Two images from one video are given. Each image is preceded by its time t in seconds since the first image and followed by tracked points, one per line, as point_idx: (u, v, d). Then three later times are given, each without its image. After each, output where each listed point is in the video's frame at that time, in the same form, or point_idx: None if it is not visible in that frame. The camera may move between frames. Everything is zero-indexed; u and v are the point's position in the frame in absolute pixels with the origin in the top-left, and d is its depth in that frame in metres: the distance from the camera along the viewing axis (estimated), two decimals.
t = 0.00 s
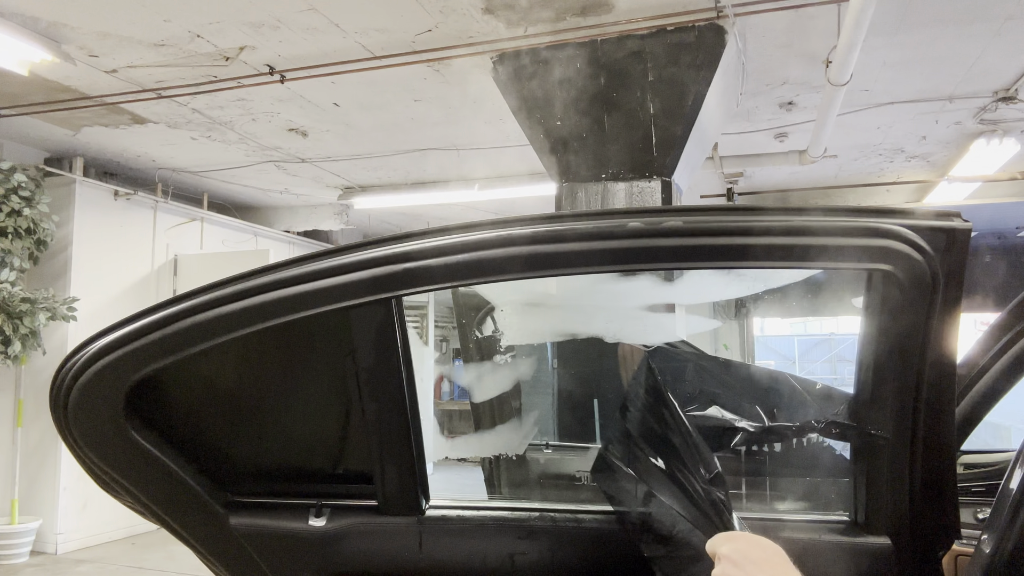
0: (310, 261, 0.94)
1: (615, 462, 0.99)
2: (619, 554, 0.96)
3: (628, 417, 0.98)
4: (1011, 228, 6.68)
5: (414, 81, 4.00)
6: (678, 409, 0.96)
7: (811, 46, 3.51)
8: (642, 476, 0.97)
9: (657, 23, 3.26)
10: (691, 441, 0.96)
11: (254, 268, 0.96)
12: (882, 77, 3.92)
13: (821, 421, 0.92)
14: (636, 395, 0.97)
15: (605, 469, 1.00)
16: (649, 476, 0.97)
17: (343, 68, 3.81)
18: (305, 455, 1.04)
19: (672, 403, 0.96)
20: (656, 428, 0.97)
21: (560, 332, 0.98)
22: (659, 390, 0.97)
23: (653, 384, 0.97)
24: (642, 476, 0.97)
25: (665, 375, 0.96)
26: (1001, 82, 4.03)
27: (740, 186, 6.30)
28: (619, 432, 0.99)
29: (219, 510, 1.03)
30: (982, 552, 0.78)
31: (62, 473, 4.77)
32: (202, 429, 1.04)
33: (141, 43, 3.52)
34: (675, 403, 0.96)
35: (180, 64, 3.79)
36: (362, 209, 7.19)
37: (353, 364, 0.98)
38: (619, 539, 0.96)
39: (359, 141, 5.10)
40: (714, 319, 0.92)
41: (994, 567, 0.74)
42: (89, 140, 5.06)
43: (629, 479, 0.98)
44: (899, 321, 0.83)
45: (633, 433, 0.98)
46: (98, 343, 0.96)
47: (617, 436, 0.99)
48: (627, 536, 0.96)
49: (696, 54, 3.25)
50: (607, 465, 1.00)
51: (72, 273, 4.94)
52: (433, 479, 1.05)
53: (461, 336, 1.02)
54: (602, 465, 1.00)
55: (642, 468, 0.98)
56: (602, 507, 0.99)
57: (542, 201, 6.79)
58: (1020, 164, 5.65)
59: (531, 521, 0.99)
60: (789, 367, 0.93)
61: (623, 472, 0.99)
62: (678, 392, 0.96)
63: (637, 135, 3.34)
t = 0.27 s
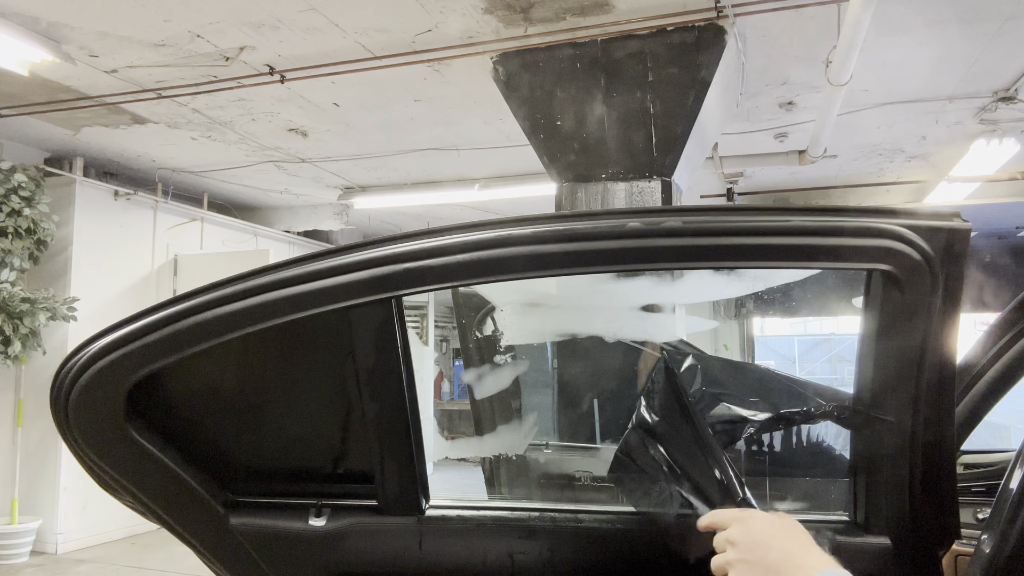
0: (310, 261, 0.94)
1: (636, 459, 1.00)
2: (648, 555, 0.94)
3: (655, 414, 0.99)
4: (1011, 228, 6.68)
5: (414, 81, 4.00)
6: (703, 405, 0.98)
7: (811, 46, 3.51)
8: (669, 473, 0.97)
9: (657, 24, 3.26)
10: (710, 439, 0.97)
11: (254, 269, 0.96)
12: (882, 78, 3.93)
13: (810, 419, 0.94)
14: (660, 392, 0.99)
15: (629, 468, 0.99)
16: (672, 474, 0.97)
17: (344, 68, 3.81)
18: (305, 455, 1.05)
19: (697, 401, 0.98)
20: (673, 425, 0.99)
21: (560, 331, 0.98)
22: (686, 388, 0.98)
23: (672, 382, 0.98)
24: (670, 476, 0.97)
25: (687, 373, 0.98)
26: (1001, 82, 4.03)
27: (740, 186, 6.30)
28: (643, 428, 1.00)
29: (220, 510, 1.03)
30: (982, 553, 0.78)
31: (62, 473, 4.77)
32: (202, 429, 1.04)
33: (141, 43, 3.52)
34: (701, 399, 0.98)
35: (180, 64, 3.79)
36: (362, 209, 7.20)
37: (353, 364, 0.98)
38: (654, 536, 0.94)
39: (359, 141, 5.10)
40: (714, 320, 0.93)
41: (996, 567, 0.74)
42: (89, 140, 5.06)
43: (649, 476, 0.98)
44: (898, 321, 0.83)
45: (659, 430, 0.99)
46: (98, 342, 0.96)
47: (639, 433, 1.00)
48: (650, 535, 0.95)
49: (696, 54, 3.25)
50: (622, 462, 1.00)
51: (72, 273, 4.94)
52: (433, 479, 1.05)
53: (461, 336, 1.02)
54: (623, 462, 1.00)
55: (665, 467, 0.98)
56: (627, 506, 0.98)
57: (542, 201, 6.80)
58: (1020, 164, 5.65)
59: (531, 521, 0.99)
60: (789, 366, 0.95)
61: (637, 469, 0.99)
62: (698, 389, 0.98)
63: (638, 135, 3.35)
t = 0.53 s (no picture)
0: (309, 261, 0.94)
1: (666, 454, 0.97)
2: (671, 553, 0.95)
3: (687, 411, 0.96)
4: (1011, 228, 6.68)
5: (414, 81, 4.00)
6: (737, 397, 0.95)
7: (812, 45, 3.51)
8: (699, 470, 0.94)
9: (657, 23, 3.25)
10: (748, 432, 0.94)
11: (254, 269, 0.96)
12: (882, 77, 3.92)
13: (813, 408, 0.92)
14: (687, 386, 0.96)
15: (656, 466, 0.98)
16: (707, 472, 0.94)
17: (343, 68, 3.81)
18: (305, 455, 1.04)
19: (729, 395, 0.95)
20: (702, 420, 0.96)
21: (560, 332, 0.98)
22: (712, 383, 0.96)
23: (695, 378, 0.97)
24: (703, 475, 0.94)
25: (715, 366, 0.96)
26: (1001, 82, 4.03)
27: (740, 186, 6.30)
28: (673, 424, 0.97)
29: (219, 510, 1.03)
30: (981, 552, 0.78)
31: (62, 473, 4.77)
32: (202, 429, 1.04)
33: (141, 43, 3.52)
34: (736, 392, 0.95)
35: (180, 64, 3.78)
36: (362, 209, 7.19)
37: (353, 364, 0.98)
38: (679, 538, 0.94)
39: (359, 141, 5.10)
40: (713, 320, 0.93)
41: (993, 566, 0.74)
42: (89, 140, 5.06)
43: (679, 474, 0.95)
44: (898, 321, 0.83)
45: (689, 427, 0.96)
46: (98, 343, 0.97)
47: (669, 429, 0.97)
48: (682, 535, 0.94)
49: (696, 54, 3.24)
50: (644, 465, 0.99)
51: (72, 273, 4.94)
52: (433, 479, 1.05)
53: (461, 337, 1.02)
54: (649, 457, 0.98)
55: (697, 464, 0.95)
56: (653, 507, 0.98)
57: (542, 201, 6.80)
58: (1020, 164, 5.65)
59: (532, 521, 0.99)
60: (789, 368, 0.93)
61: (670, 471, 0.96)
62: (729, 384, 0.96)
63: (638, 135, 3.35)
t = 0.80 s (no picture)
0: (309, 261, 0.94)
1: (694, 464, 0.99)
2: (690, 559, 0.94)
3: (716, 421, 0.98)
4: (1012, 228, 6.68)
5: (414, 81, 4.00)
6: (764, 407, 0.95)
7: (812, 46, 3.51)
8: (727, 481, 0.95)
9: (657, 23, 3.25)
10: (778, 443, 0.95)
11: (254, 268, 0.96)
12: (882, 77, 3.92)
13: (810, 406, 0.93)
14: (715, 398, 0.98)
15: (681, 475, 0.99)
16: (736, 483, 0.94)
17: (343, 68, 3.81)
18: (305, 455, 1.04)
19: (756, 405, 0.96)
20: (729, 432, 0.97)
21: (560, 332, 0.98)
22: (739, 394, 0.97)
23: (721, 389, 0.98)
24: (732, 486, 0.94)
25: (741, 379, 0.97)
26: (1001, 82, 4.03)
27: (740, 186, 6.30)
28: (703, 435, 0.98)
29: (219, 510, 1.03)
30: (982, 552, 0.78)
31: (62, 473, 4.77)
32: (203, 429, 1.04)
33: (141, 43, 3.52)
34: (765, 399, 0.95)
35: (180, 64, 3.79)
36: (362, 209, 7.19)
37: (353, 364, 0.98)
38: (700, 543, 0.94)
39: (359, 141, 5.10)
40: (715, 320, 0.95)
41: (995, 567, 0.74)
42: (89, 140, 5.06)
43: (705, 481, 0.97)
44: (898, 320, 0.83)
45: (717, 437, 0.97)
46: (98, 343, 0.97)
47: (699, 439, 0.99)
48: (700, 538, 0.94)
49: (696, 54, 3.25)
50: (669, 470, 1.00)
51: (72, 272, 4.94)
52: (433, 479, 1.05)
53: (461, 336, 1.02)
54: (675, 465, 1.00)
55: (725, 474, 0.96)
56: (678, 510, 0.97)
57: (542, 201, 6.80)
58: (1020, 164, 5.65)
59: (532, 521, 0.99)
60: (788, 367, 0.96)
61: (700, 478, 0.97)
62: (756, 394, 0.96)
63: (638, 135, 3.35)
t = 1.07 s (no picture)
0: (308, 261, 0.94)
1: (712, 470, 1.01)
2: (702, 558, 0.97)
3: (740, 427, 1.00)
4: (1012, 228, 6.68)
5: (414, 81, 4.00)
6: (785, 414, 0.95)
7: (812, 45, 3.51)
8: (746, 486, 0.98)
9: (657, 23, 3.25)
10: (806, 452, 0.94)
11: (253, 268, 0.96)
12: (882, 77, 3.92)
13: (809, 407, 0.94)
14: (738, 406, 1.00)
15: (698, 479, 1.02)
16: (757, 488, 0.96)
17: (343, 68, 3.81)
18: (305, 455, 1.04)
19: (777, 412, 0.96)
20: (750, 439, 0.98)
21: (560, 332, 0.99)
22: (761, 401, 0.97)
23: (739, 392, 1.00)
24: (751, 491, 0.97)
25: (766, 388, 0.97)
26: (1001, 82, 4.03)
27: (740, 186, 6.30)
28: (726, 441, 1.01)
29: (220, 510, 1.03)
30: (982, 552, 0.78)
31: (62, 473, 4.77)
32: (204, 428, 1.04)
33: (141, 43, 3.52)
34: (785, 406, 0.95)
35: (180, 64, 3.79)
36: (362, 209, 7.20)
37: (353, 363, 0.98)
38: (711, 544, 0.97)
39: (359, 141, 5.10)
40: (715, 319, 0.96)
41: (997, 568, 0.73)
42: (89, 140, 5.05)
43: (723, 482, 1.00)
44: (901, 319, 0.82)
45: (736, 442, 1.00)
46: (98, 343, 0.97)
47: (721, 445, 1.01)
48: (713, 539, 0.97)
49: (696, 54, 3.24)
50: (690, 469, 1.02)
51: (72, 273, 4.94)
52: (434, 479, 1.05)
53: (461, 336, 1.02)
54: (692, 468, 1.03)
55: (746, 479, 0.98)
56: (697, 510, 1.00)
57: (542, 201, 6.80)
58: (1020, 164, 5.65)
59: (532, 521, 1.00)
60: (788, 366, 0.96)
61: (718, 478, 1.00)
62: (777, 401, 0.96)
63: (638, 135, 3.36)
